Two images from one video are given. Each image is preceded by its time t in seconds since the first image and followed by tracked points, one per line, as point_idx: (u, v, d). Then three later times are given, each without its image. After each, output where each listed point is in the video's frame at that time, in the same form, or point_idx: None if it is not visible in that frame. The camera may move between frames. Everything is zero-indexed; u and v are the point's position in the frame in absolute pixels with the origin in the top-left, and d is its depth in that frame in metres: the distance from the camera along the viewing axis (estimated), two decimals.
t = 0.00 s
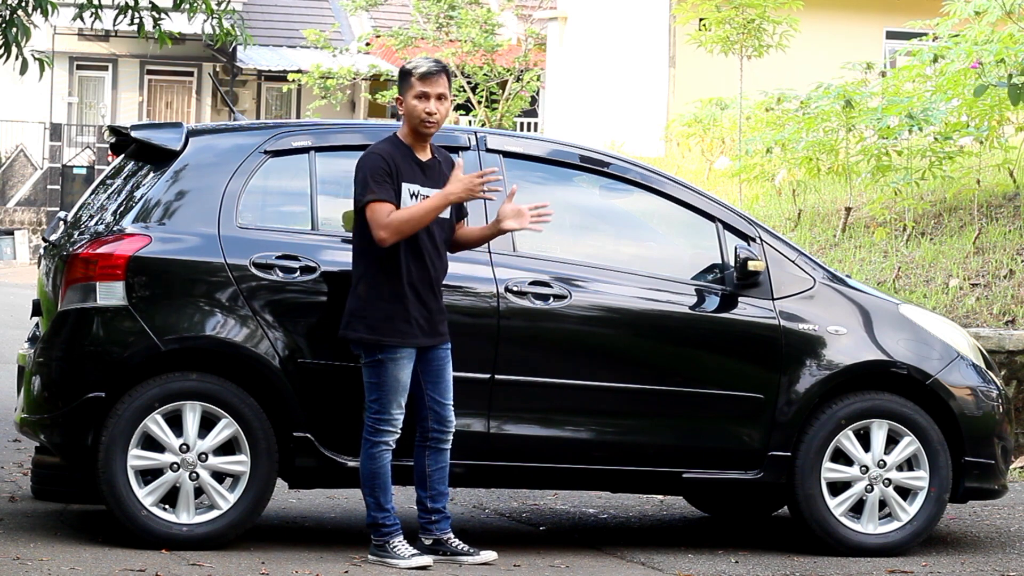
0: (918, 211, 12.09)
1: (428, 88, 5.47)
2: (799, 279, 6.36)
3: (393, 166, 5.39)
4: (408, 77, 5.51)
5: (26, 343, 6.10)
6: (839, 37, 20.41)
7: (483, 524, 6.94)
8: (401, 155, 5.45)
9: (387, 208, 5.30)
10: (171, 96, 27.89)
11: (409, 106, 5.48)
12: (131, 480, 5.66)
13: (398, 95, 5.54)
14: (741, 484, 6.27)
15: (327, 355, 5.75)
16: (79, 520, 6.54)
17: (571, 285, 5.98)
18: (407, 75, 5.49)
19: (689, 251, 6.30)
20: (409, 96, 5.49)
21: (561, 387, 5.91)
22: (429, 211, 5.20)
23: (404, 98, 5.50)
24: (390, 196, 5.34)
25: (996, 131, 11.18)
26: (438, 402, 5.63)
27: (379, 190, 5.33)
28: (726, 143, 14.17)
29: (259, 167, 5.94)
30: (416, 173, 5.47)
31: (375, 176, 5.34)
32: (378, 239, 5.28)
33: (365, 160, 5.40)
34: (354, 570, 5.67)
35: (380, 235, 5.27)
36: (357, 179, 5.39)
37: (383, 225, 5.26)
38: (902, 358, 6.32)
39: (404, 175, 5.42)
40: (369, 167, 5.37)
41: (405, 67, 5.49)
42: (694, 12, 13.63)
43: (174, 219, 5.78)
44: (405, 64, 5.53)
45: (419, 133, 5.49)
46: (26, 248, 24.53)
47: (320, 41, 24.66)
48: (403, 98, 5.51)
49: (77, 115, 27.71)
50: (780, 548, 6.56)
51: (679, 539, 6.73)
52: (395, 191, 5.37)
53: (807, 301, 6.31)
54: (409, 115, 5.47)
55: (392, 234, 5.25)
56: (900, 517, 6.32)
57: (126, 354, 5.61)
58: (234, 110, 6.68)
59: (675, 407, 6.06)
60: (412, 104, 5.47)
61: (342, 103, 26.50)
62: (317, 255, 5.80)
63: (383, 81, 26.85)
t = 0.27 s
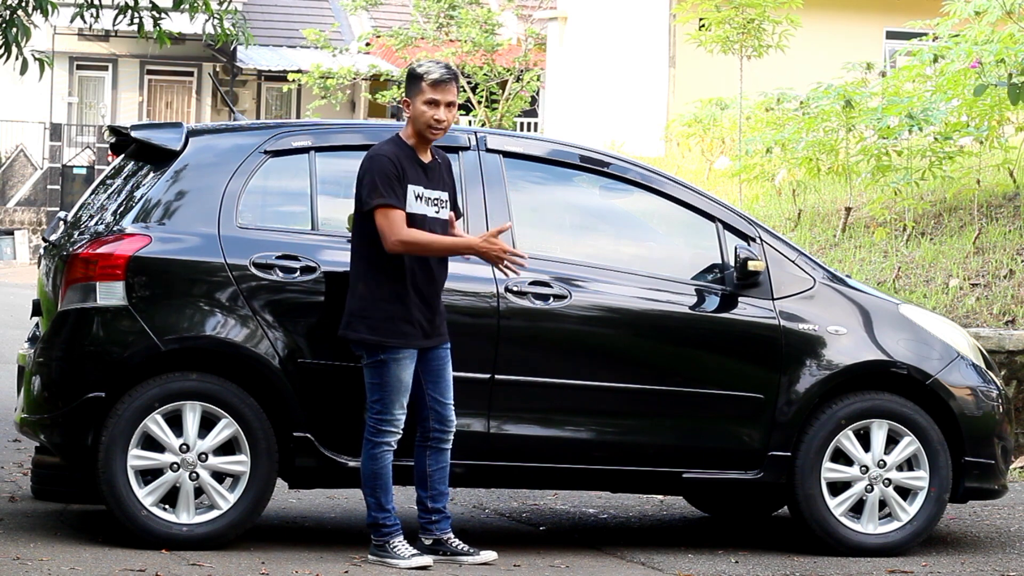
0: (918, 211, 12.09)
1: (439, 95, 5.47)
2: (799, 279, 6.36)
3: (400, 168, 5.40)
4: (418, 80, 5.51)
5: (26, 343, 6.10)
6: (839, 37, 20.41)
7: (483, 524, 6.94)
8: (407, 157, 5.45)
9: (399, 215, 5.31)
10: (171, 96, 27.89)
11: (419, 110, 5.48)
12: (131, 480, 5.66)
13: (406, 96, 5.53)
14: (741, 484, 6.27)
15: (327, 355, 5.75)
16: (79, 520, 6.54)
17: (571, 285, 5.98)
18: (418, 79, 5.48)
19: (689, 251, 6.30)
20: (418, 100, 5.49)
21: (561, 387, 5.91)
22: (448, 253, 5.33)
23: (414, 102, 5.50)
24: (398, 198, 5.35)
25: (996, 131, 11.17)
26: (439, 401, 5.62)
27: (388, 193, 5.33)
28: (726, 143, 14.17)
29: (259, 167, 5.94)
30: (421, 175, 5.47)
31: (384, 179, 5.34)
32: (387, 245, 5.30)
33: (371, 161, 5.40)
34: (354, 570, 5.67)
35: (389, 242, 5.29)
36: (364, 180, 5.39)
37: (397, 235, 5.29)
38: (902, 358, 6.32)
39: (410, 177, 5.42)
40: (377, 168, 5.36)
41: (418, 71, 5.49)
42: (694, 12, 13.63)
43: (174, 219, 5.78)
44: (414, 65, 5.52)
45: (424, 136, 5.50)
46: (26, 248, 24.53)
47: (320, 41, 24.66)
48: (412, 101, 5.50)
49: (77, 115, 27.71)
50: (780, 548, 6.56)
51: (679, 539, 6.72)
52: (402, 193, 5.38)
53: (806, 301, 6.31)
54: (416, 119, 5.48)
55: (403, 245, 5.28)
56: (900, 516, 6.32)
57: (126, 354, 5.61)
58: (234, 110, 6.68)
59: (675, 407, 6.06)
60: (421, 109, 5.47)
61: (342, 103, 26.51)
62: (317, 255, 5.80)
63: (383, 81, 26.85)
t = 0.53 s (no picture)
0: (918, 211, 12.09)
1: (450, 99, 5.47)
2: (799, 279, 6.36)
3: (400, 171, 5.39)
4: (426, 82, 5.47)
5: (26, 343, 6.10)
6: (839, 37, 20.41)
7: (483, 524, 6.95)
8: (406, 159, 5.45)
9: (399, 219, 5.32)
10: (171, 96, 27.90)
11: (432, 115, 5.46)
12: (131, 480, 5.66)
13: (414, 99, 5.48)
14: (741, 484, 6.27)
15: (327, 355, 5.75)
16: (79, 520, 6.54)
17: (571, 285, 5.98)
18: (427, 82, 5.45)
19: (689, 251, 6.30)
20: (428, 103, 5.46)
21: (561, 387, 5.91)
22: (447, 258, 5.34)
23: (425, 105, 5.46)
24: (397, 201, 5.35)
25: (996, 131, 11.17)
26: (440, 401, 5.62)
27: (388, 196, 5.33)
28: (726, 143, 14.17)
29: (259, 167, 5.94)
30: (420, 176, 5.47)
31: (383, 182, 5.34)
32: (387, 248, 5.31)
33: (371, 164, 5.39)
34: (354, 570, 5.67)
35: (389, 245, 5.30)
36: (364, 184, 5.39)
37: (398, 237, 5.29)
38: (902, 358, 6.32)
39: (409, 178, 5.42)
40: (377, 171, 5.36)
41: (433, 75, 5.44)
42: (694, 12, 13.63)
43: (174, 219, 5.78)
44: (421, 67, 5.47)
45: (426, 135, 5.50)
46: (26, 249, 24.53)
47: (320, 41, 24.66)
48: (423, 104, 5.46)
49: (77, 115, 27.70)
50: (780, 548, 6.56)
51: (679, 539, 6.72)
52: (402, 195, 5.38)
53: (806, 301, 6.32)
54: (429, 123, 5.46)
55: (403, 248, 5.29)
56: (900, 517, 6.32)
57: (126, 354, 5.61)
58: (234, 110, 6.68)
59: (675, 407, 6.06)
60: (435, 113, 5.46)
61: (342, 103, 26.51)
62: (316, 255, 5.80)
63: (383, 81, 26.85)
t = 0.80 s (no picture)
0: (918, 211, 12.09)
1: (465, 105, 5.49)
2: (799, 279, 6.36)
3: (403, 175, 5.37)
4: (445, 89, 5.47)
5: (26, 343, 6.10)
6: (839, 37, 20.40)
7: (483, 524, 6.95)
8: (407, 163, 5.43)
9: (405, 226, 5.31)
10: (172, 96, 27.90)
11: (448, 120, 5.48)
12: (131, 480, 5.66)
13: (430, 104, 5.45)
14: (741, 484, 6.27)
15: (327, 355, 5.75)
16: (79, 520, 6.54)
17: (571, 285, 5.98)
18: (447, 89, 5.46)
19: (689, 251, 6.30)
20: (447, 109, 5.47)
21: (561, 387, 5.91)
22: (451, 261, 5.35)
23: (443, 111, 5.46)
24: (402, 206, 5.33)
25: (996, 131, 11.17)
26: (456, 393, 5.62)
27: (393, 203, 5.32)
28: (726, 143, 14.17)
29: (259, 167, 5.94)
30: (421, 179, 5.46)
31: (389, 189, 5.32)
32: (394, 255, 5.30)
33: (374, 171, 5.36)
34: (354, 569, 5.67)
35: (398, 254, 5.29)
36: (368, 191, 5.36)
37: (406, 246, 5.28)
38: (902, 358, 6.32)
39: (411, 182, 5.40)
40: (381, 178, 5.33)
41: (451, 82, 5.45)
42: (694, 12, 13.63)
43: (174, 219, 5.78)
44: (439, 74, 5.45)
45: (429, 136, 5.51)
46: (26, 249, 24.53)
47: (320, 41, 24.66)
48: (441, 110, 5.46)
49: (77, 115, 27.69)
50: (780, 548, 6.56)
51: (679, 539, 6.72)
52: (406, 200, 5.36)
53: (806, 301, 6.31)
54: (445, 128, 5.49)
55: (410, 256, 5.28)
56: (900, 516, 6.32)
57: (126, 354, 5.61)
58: (234, 110, 6.68)
59: (675, 407, 6.06)
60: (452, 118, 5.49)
61: (343, 103, 26.51)
62: (316, 255, 5.80)
63: (383, 82, 26.86)
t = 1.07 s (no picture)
0: (918, 211, 12.09)
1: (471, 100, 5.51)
2: (799, 279, 6.36)
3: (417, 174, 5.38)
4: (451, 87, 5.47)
5: (26, 343, 6.10)
6: (839, 37, 20.40)
7: (483, 524, 6.94)
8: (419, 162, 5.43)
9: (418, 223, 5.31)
10: (172, 96, 27.90)
11: (454, 118, 5.50)
12: (131, 480, 5.66)
13: (438, 103, 5.47)
14: (741, 484, 6.27)
15: (327, 355, 5.75)
16: (79, 520, 6.54)
17: (571, 285, 5.98)
18: (454, 87, 5.46)
19: (689, 251, 6.30)
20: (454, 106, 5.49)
21: (561, 387, 5.91)
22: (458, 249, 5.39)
23: (450, 109, 5.48)
24: (416, 204, 5.34)
25: (996, 131, 11.16)
26: (452, 392, 5.63)
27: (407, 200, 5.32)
28: (726, 143, 14.17)
29: (259, 167, 5.94)
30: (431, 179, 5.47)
31: (404, 187, 5.32)
32: (409, 256, 5.30)
33: (388, 168, 5.35)
34: (354, 570, 5.67)
35: (416, 252, 5.29)
36: (381, 189, 5.35)
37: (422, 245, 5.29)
38: (902, 358, 6.32)
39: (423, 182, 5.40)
40: (397, 176, 5.33)
41: (459, 79, 5.46)
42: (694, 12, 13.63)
43: (174, 219, 5.78)
44: (447, 72, 5.45)
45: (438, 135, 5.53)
46: (26, 249, 24.53)
47: (319, 41, 24.66)
48: (448, 107, 5.47)
49: (77, 115, 27.69)
50: (780, 548, 6.56)
51: (679, 539, 6.72)
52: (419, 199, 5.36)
53: (807, 301, 6.31)
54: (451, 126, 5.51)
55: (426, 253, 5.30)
56: (900, 516, 6.32)
57: (126, 354, 5.61)
58: (234, 110, 6.68)
59: (675, 407, 6.06)
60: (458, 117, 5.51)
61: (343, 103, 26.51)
62: (316, 255, 5.80)
63: (383, 82, 26.86)
